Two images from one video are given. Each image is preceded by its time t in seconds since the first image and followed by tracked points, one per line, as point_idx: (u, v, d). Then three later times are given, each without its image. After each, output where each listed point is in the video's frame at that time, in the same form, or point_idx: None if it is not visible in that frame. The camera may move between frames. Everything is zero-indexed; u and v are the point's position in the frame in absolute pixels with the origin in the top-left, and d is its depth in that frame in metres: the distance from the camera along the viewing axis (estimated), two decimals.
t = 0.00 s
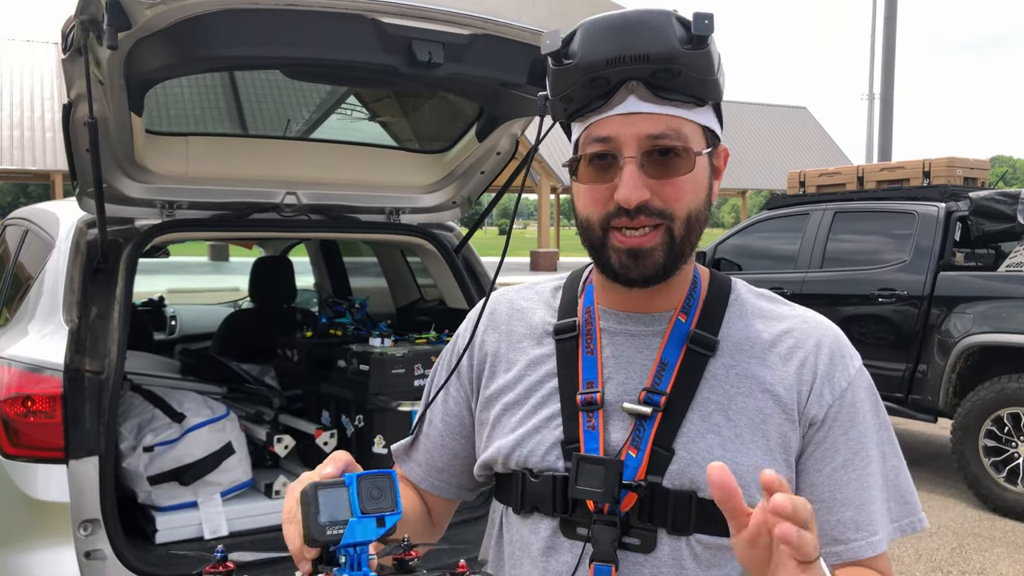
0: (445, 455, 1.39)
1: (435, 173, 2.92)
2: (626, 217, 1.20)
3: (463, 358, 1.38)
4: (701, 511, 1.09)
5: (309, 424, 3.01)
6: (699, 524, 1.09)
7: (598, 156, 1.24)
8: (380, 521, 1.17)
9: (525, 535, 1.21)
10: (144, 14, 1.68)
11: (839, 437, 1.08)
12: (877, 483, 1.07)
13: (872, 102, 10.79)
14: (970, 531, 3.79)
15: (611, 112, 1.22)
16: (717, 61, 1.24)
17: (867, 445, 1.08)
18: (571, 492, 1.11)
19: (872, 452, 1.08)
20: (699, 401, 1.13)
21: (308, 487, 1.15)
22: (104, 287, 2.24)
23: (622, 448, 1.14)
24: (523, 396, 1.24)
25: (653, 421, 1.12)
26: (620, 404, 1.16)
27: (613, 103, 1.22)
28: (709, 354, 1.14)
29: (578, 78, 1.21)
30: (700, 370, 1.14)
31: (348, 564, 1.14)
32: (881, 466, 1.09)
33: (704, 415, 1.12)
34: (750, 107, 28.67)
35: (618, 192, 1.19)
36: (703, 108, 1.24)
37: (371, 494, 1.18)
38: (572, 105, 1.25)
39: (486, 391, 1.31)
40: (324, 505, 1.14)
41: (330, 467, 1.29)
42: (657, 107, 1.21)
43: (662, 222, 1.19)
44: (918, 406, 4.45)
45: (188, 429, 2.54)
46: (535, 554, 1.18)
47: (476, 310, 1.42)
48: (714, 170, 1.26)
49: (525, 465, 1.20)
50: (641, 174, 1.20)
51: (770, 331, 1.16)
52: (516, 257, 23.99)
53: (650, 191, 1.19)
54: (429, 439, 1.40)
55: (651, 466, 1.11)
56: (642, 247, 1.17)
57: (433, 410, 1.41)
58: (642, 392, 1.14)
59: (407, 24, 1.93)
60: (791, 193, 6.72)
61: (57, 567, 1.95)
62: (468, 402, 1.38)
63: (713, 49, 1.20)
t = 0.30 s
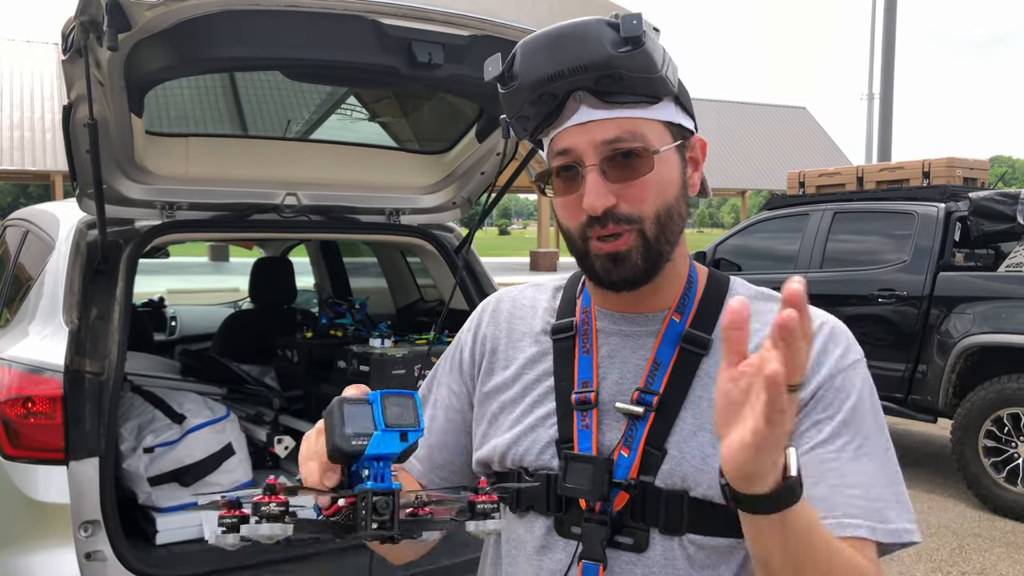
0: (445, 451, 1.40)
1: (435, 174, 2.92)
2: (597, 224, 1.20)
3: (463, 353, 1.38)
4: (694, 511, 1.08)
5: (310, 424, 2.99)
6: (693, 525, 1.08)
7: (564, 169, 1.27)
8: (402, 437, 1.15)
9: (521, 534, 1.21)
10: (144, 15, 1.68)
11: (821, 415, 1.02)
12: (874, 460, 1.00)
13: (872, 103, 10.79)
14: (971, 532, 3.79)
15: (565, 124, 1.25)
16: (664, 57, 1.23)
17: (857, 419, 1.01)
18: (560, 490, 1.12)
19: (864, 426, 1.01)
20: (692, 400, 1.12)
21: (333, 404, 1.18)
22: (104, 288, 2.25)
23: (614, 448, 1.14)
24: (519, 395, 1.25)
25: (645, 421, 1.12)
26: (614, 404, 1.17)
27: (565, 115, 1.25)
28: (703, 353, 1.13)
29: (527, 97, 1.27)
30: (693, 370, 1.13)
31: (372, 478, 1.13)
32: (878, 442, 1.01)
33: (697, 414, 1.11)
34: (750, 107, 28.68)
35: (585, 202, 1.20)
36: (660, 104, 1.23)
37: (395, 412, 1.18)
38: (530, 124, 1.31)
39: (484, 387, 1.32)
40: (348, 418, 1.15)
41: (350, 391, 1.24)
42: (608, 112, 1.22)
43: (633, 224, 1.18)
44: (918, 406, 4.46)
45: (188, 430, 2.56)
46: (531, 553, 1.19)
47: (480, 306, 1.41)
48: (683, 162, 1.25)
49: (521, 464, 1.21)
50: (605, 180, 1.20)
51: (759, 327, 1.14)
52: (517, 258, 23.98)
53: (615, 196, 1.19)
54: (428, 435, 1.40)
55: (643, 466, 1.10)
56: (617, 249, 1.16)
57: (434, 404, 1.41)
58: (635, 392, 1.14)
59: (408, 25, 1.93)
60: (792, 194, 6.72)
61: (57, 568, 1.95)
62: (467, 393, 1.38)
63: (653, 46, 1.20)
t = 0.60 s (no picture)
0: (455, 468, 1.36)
1: (438, 176, 2.92)
2: (605, 216, 1.20)
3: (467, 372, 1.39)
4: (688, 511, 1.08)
5: (313, 425, 2.98)
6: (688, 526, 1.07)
7: (575, 159, 1.25)
8: (288, 565, 1.19)
9: (521, 542, 1.21)
10: (149, 17, 1.68)
11: (803, 395, 1.03)
12: (858, 439, 0.99)
13: (873, 103, 10.81)
14: (972, 532, 3.79)
15: (583, 115, 1.23)
16: (686, 57, 1.23)
17: (838, 397, 1.02)
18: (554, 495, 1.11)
19: (845, 405, 1.01)
20: (684, 399, 1.11)
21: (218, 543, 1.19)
22: (108, 289, 2.25)
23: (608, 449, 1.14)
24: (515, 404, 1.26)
25: (637, 422, 1.12)
26: (606, 406, 1.17)
27: (583, 106, 1.23)
28: (693, 351, 1.12)
29: (547, 83, 1.23)
30: (684, 370, 1.12)
31: None
32: (859, 422, 1.01)
33: (687, 413, 1.10)
34: (751, 108, 28.67)
35: (596, 192, 1.19)
36: (676, 104, 1.23)
37: (278, 539, 1.20)
38: (545, 111, 1.27)
39: (483, 399, 1.33)
40: (233, 557, 1.18)
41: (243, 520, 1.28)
42: (627, 105, 1.21)
43: (642, 219, 1.18)
44: (920, 407, 4.46)
45: (193, 430, 2.52)
46: (531, 560, 1.18)
47: (472, 325, 1.42)
48: (690, 166, 1.25)
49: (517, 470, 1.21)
50: (618, 173, 1.19)
51: (751, 321, 1.14)
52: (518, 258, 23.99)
53: (628, 189, 1.18)
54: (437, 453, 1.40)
55: (637, 466, 1.10)
56: (623, 245, 1.17)
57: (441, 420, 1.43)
58: (627, 393, 1.13)
59: (411, 27, 1.94)
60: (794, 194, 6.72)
61: (62, 568, 1.95)
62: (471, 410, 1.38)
63: (679, 45, 1.20)
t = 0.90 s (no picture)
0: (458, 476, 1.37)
1: (442, 176, 2.92)
2: (603, 217, 1.20)
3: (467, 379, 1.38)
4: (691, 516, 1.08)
5: (317, 426, 2.98)
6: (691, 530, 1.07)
7: (572, 160, 1.25)
8: None
9: (524, 550, 1.20)
10: (155, 18, 1.69)
11: (810, 397, 1.03)
12: (868, 439, 0.98)
13: (878, 103, 10.80)
14: (978, 535, 3.78)
15: (580, 115, 1.22)
16: (684, 55, 1.22)
17: (846, 397, 1.01)
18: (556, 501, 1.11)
19: (853, 405, 1.01)
20: (685, 402, 1.11)
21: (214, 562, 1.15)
22: (113, 291, 2.27)
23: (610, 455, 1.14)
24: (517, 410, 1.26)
25: (639, 427, 1.11)
26: (607, 411, 1.17)
27: (581, 105, 1.22)
28: (694, 355, 1.12)
29: (544, 82, 1.22)
30: (685, 373, 1.12)
31: None
32: (869, 421, 1.00)
33: (689, 417, 1.10)
34: (755, 109, 28.64)
35: (593, 193, 1.19)
36: (673, 103, 1.23)
37: (273, 554, 1.17)
38: (542, 111, 1.26)
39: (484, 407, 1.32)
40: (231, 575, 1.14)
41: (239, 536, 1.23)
42: (624, 105, 1.20)
43: (639, 220, 1.18)
44: (925, 409, 4.45)
45: (197, 431, 2.53)
46: (534, 567, 1.18)
47: (472, 334, 1.41)
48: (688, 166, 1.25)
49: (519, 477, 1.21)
50: (616, 173, 1.19)
51: (751, 322, 1.14)
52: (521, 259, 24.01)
53: (625, 189, 1.18)
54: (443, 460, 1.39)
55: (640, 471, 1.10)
56: (621, 244, 1.17)
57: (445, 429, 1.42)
58: (628, 398, 1.13)
59: (416, 28, 1.94)
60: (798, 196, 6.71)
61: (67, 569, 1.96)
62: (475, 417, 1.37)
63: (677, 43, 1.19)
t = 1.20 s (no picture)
0: (463, 472, 1.36)
1: (446, 176, 2.93)
2: (592, 219, 1.18)
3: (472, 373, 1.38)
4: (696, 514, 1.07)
5: (321, 426, 2.97)
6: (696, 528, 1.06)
7: (556, 167, 1.25)
8: (292, 543, 1.20)
9: (526, 547, 1.20)
10: (159, 18, 1.69)
11: (816, 395, 1.02)
12: (871, 443, 0.98)
13: (881, 104, 10.80)
14: (981, 535, 3.77)
15: (553, 123, 1.23)
16: (642, 45, 1.22)
17: (853, 398, 1.00)
18: (556, 495, 1.11)
19: (858, 406, 1.00)
20: (691, 400, 1.11)
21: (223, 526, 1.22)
22: (117, 289, 2.25)
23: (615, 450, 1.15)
24: (521, 405, 1.25)
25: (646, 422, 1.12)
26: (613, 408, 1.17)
27: (551, 114, 1.23)
28: (701, 352, 1.13)
29: (511, 100, 1.26)
30: (691, 371, 1.12)
31: None
32: (872, 426, 0.99)
33: (696, 414, 1.10)
34: (758, 109, 28.61)
35: (578, 197, 1.18)
36: (644, 95, 1.22)
37: (282, 518, 1.21)
38: (517, 127, 1.29)
39: (489, 403, 1.31)
40: (240, 537, 1.21)
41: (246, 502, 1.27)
42: (593, 106, 1.20)
43: (629, 215, 1.16)
44: (929, 409, 4.44)
45: (201, 430, 2.53)
46: (536, 566, 1.18)
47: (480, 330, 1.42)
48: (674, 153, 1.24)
49: (523, 475, 1.20)
50: (597, 174, 1.18)
51: (762, 322, 1.14)
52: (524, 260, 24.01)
53: (609, 188, 1.17)
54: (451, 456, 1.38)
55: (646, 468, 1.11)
56: (616, 243, 1.15)
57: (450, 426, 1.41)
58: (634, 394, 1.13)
59: (420, 28, 1.94)
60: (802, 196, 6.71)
61: (71, 567, 1.96)
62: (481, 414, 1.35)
63: (630, 34, 1.18)
